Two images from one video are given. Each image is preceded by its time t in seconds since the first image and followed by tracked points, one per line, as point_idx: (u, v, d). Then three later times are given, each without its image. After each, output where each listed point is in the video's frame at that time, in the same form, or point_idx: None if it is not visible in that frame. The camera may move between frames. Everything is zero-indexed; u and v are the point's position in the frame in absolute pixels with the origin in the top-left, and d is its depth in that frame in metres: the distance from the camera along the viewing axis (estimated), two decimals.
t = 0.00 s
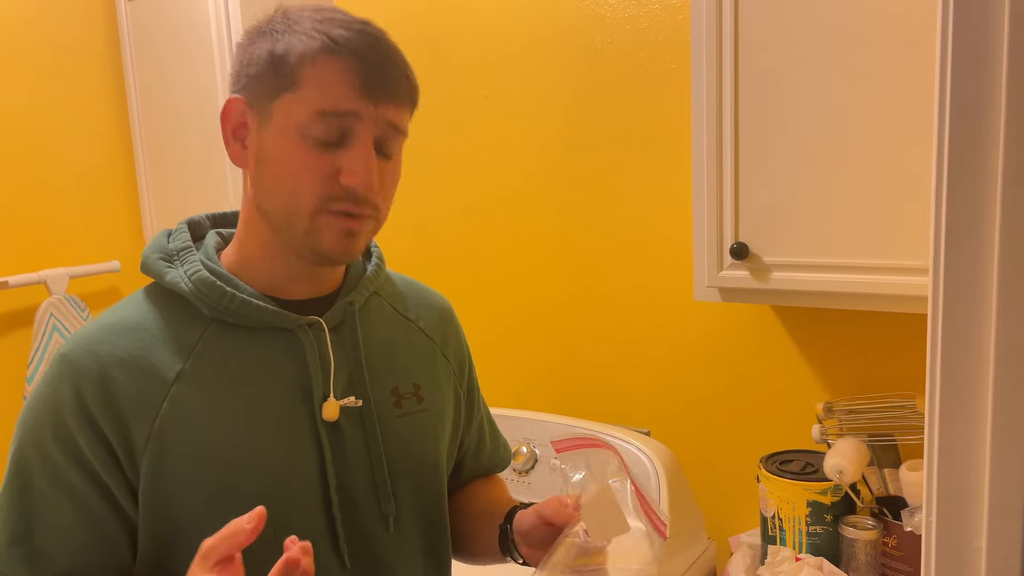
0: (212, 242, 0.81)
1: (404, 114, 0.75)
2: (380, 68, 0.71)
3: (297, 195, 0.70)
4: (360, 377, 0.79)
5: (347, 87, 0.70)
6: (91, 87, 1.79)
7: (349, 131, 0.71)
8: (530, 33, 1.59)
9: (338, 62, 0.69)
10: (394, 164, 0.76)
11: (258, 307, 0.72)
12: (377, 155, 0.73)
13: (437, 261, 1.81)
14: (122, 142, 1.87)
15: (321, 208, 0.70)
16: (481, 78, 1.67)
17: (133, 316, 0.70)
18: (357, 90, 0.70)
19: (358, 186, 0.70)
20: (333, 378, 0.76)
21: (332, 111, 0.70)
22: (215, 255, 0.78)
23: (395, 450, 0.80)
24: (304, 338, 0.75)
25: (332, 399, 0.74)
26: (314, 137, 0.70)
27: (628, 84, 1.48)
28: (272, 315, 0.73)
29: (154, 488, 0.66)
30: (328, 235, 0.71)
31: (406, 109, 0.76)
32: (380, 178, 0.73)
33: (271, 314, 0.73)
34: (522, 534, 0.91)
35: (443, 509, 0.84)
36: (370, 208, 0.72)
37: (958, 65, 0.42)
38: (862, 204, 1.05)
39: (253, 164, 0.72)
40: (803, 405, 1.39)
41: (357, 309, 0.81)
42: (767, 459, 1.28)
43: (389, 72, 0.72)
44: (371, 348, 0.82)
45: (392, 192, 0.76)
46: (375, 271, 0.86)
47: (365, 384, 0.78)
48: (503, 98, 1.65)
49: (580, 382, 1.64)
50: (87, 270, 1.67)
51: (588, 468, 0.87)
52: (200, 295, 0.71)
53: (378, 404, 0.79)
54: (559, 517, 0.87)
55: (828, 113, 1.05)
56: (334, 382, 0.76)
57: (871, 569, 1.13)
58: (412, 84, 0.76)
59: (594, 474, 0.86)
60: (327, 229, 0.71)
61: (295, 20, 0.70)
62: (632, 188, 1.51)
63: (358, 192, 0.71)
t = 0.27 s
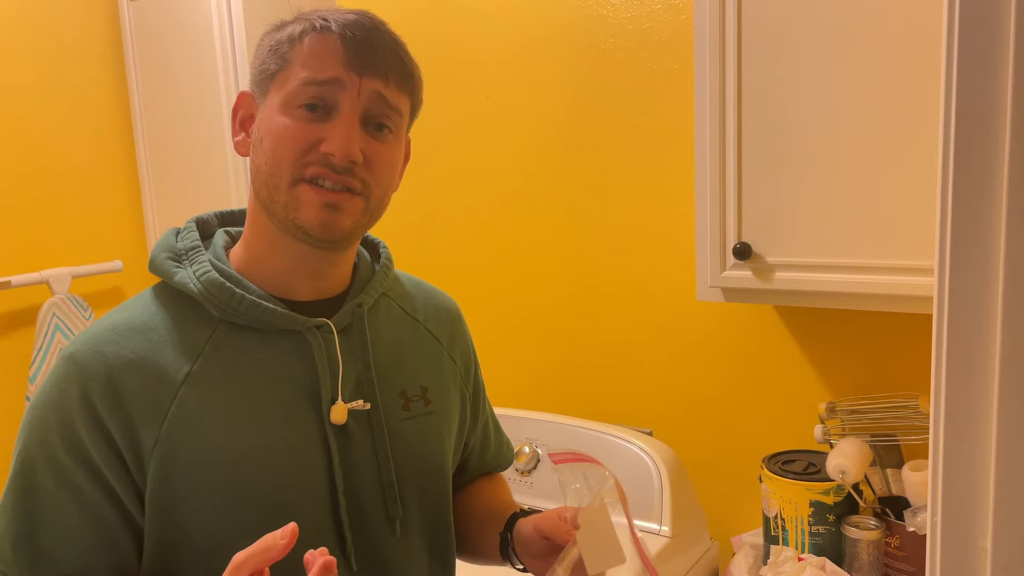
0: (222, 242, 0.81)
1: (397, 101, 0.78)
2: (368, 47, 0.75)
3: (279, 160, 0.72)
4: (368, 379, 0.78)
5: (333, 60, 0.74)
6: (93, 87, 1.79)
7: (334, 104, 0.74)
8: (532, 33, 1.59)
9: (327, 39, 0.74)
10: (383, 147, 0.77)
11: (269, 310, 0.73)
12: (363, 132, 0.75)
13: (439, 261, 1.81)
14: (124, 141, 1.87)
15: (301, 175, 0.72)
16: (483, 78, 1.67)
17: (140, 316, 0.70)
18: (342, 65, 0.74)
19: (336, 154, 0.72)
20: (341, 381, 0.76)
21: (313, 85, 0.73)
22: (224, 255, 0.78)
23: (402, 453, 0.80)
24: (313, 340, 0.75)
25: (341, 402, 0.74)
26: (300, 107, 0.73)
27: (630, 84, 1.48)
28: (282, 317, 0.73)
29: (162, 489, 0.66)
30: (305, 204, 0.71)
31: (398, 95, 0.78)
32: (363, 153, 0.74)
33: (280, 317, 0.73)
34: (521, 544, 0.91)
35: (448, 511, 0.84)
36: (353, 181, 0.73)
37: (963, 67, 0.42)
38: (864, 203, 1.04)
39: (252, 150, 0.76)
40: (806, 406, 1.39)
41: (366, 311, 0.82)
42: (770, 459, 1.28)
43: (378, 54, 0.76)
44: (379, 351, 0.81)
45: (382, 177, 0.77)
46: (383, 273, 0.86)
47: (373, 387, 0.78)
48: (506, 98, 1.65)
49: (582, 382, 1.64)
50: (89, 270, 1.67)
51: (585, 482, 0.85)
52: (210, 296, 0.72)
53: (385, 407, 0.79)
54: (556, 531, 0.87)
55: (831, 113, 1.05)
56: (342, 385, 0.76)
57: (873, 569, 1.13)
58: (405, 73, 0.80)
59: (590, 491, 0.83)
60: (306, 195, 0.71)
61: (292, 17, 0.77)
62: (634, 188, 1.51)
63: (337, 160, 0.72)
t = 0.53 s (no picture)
0: (217, 241, 0.81)
1: (393, 102, 0.78)
2: (366, 50, 0.75)
3: (279, 166, 0.72)
4: (363, 380, 0.78)
5: (331, 64, 0.73)
6: (93, 86, 1.79)
7: (332, 108, 0.74)
8: (532, 33, 1.59)
9: (324, 42, 0.74)
10: (382, 150, 0.77)
11: (263, 310, 0.72)
12: (361, 136, 0.75)
13: (438, 260, 1.81)
14: (124, 141, 1.87)
15: (301, 181, 0.72)
16: (483, 77, 1.67)
17: (134, 316, 0.70)
18: (340, 68, 0.74)
19: (336, 160, 0.72)
20: (336, 382, 0.76)
21: (312, 90, 0.73)
22: (219, 255, 0.78)
23: (397, 454, 0.80)
24: (307, 340, 0.75)
25: (335, 402, 0.74)
26: (299, 112, 0.73)
27: (630, 84, 1.48)
28: (276, 317, 0.73)
29: (155, 489, 0.66)
30: (306, 211, 0.71)
31: (396, 97, 0.78)
32: (362, 157, 0.74)
33: (274, 317, 0.73)
34: (516, 544, 0.91)
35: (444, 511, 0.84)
36: (353, 186, 0.73)
37: (964, 65, 0.41)
38: (865, 203, 1.04)
39: (248, 152, 0.76)
40: (806, 406, 1.39)
41: (362, 311, 0.81)
42: (770, 459, 1.28)
43: (375, 56, 0.76)
44: (375, 351, 0.81)
45: (380, 180, 0.77)
46: (380, 273, 0.86)
47: (368, 388, 0.78)
48: (506, 98, 1.65)
49: (581, 383, 1.63)
50: (88, 269, 1.67)
51: (580, 482, 0.87)
52: (204, 296, 0.72)
53: (380, 408, 0.79)
54: (550, 531, 0.88)
55: (831, 112, 1.05)
56: (336, 386, 0.76)
57: (873, 569, 1.13)
58: (402, 74, 0.79)
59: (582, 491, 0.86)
60: (306, 202, 0.72)
61: (286, 16, 0.76)
62: (633, 188, 1.51)
63: (338, 166, 0.72)
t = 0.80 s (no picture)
0: (203, 241, 0.81)
1: (379, 102, 0.78)
2: (351, 50, 0.75)
3: (263, 168, 0.72)
4: (350, 380, 0.78)
5: (316, 65, 0.73)
6: (91, 86, 1.78)
7: (317, 109, 0.74)
8: (530, 32, 1.59)
9: (309, 43, 0.73)
10: (367, 150, 0.77)
11: (247, 309, 0.72)
12: (347, 137, 0.75)
13: (435, 260, 1.81)
14: (121, 140, 1.87)
15: (285, 183, 0.72)
16: (480, 76, 1.67)
17: (118, 316, 0.70)
18: (325, 69, 0.73)
19: (322, 161, 0.72)
20: (322, 382, 0.76)
21: (296, 92, 0.73)
22: (205, 255, 0.78)
23: (384, 454, 0.80)
24: (292, 340, 0.75)
25: (321, 403, 0.74)
26: (283, 113, 0.73)
27: (628, 83, 1.48)
28: (260, 317, 0.73)
29: (139, 490, 0.66)
30: (292, 213, 0.72)
31: (381, 98, 0.78)
32: (348, 158, 0.74)
33: (258, 317, 0.73)
34: (505, 545, 0.91)
35: (434, 512, 0.84)
36: (339, 188, 0.74)
37: (956, 67, 0.41)
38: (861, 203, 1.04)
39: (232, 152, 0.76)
40: (803, 405, 1.39)
41: (348, 311, 0.81)
42: (767, 458, 1.28)
43: (360, 56, 0.75)
44: (362, 352, 0.81)
45: (366, 181, 0.77)
46: (368, 273, 0.86)
47: (354, 388, 0.78)
48: (504, 97, 1.65)
49: (577, 383, 1.64)
50: (86, 269, 1.67)
51: (568, 482, 0.87)
52: (187, 296, 0.72)
53: (366, 408, 0.79)
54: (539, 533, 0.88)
55: (828, 112, 1.05)
56: (322, 386, 0.76)
57: (869, 569, 1.13)
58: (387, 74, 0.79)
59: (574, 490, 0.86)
60: (291, 204, 0.72)
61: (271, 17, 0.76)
62: (630, 188, 1.51)
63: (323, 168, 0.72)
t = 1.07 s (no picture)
0: (201, 240, 0.80)
1: (379, 101, 0.78)
2: (349, 50, 0.74)
3: (265, 173, 0.72)
4: (349, 381, 0.78)
5: (315, 67, 0.72)
6: (91, 85, 1.78)
7: (318, 112, 0.73)
8: (532, 31, 1.58)
9: (307, 44, 0.72)
10: (368, 150, 0.77)
11: (245, 310, 0.72)
12: (348, 139, 0.75)
13: (436, 259, 1.81)
14: (122, 140, 1.87)
15: (289, 187, 0.72)
16: (481, 76, 1.67)
17: (117, 316, 0.70)
18: (325, 71, 0.73)
19: (324, 166, 0.72)
20: (321, 382, 0.76)
21: (296, 95, 0.72)
22: (203, 254, 0.78)
23: (384, 455, 0.79)
24: (291, 341, 0.75)
25: (320, 403, 0.74)
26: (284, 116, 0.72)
27: (629, 82, 1.48)
28: (259, 317, 0.73)
29: (138, 491, 0.66)
30: (296, 218, 0.72)
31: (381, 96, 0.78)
32: (350, 161, 0.74)
33: (257, 317, 0.73)
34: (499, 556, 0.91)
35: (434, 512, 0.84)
36: (342, 191, 0.74)
37: (960, 69, 0.41)
38: (863, 203, 1.04)
39: (231, 154, 0.75)
40: (805, 405, 1.39)
41: (348, 311, 0.81)
42: (769, 457, 1.28)
43: (359, 56, 0.75)
44: (362, 352, 0.81)
45: (368, 181, 0.77)
46: (367, 273, 0.85)
47: (354, 389, 0.78)
48: (505, 97, 1.64)
49: (579, 383, 1.63)
50: (87, 267, 1.67)
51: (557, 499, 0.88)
52: (186, 296, 0.71)
53: (365, 408, 0.79)
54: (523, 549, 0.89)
55: (831, 112, 1.05)
56: (322, 387, 0.76)
57: (871, 569, 1.13)
58: (386, 71, 0.79)
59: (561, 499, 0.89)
60: (295, 208, 0.72)
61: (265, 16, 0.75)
62: (631, 187, 1.51)
63: (326, 172, 0.72)
